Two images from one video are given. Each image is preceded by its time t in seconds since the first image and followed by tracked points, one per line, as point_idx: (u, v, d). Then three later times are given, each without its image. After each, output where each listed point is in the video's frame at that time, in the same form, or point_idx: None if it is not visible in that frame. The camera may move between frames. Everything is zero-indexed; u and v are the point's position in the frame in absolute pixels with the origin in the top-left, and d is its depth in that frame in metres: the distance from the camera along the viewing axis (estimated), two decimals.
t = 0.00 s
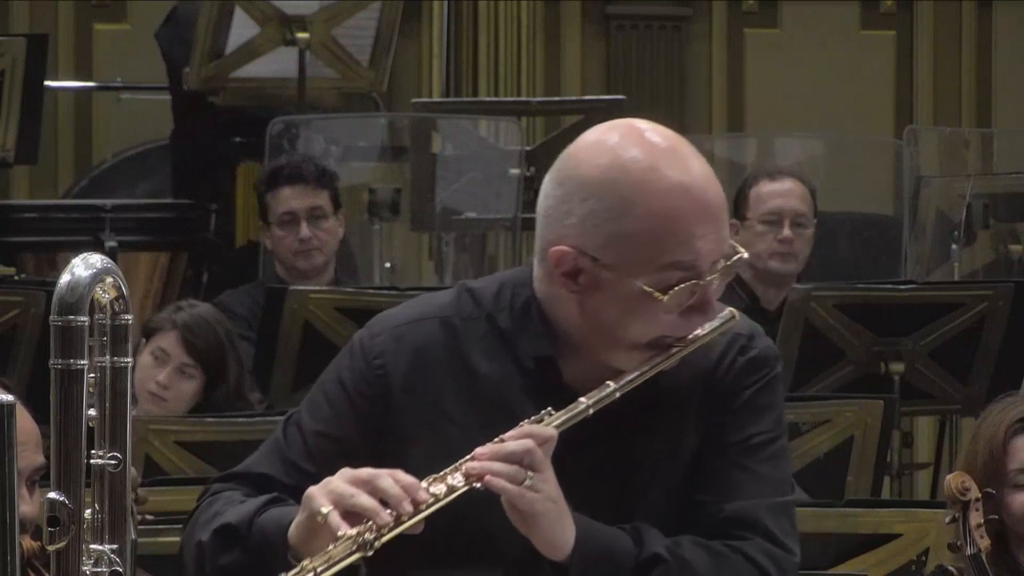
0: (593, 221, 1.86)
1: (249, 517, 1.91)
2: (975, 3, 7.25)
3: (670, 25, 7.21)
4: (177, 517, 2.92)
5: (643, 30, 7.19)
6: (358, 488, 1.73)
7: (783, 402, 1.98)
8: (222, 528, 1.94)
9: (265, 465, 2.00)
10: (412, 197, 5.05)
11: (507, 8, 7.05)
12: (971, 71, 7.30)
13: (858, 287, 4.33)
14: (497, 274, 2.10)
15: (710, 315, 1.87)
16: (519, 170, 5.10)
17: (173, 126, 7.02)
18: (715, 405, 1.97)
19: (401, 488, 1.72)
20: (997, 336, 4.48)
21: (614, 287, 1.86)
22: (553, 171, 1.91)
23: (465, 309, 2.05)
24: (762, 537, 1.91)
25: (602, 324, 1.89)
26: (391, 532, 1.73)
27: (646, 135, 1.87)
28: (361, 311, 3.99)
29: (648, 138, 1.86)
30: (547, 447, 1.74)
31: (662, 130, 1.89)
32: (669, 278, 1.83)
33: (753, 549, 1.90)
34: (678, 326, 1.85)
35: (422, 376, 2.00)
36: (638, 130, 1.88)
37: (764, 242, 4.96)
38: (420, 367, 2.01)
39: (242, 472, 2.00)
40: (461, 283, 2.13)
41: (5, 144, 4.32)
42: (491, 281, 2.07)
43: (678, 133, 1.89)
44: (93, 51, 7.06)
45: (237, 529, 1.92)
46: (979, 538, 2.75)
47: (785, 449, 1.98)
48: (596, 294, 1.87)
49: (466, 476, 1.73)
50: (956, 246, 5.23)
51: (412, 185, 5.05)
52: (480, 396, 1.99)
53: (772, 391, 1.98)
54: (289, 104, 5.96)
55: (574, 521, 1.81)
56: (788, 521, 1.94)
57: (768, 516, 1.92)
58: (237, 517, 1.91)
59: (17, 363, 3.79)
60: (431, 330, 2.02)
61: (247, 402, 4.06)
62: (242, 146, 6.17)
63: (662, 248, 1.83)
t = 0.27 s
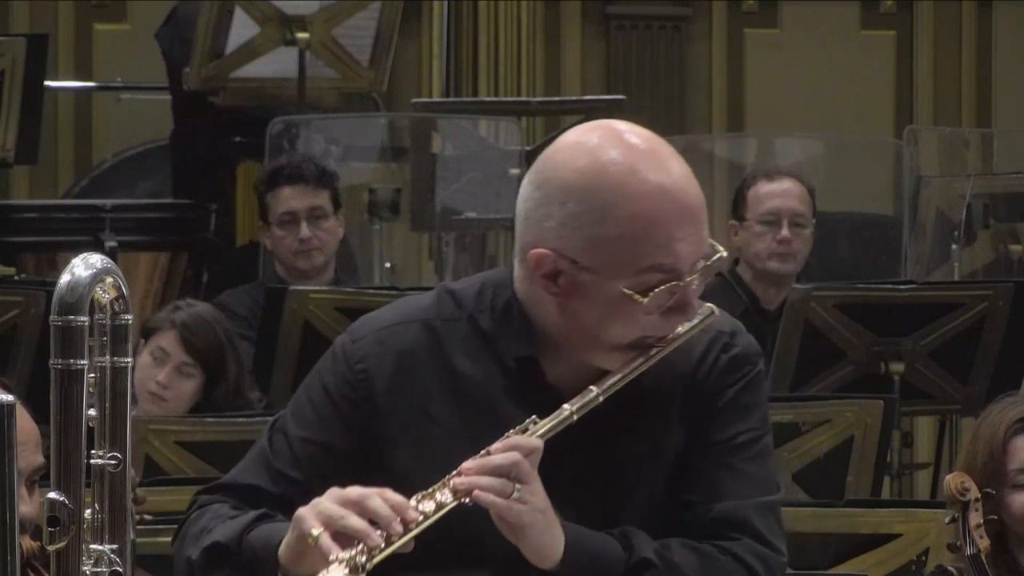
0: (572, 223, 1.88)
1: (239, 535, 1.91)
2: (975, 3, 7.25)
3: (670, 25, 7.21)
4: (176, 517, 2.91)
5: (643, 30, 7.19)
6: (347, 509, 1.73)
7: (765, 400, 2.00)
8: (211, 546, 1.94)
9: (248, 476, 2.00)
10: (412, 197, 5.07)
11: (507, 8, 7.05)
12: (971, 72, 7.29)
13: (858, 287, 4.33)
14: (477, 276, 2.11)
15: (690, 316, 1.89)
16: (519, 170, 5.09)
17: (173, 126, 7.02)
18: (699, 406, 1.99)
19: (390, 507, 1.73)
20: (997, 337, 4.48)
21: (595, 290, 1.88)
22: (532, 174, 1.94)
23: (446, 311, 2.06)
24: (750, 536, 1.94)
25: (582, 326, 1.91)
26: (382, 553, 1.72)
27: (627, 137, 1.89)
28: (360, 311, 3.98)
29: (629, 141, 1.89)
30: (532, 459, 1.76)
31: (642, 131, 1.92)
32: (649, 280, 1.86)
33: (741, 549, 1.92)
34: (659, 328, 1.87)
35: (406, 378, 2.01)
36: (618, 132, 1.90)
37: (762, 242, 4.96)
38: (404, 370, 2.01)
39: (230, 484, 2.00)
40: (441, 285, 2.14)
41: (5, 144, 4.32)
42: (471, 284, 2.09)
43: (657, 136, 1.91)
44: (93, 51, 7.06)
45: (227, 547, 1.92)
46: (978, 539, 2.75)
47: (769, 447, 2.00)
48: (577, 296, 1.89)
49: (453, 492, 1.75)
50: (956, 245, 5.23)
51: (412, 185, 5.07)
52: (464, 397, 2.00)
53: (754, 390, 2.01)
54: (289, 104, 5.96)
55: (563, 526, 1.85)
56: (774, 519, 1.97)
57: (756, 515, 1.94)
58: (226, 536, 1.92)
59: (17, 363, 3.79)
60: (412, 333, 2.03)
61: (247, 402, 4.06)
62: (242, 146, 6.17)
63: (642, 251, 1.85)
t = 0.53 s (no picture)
0: (548, 226, 1.88)
1: (231, 561, 1.90)
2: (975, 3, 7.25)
3: (670, 25, 7.20)
4: (176, 517, 2.91)
5: (643, 30, 7.18)
6: (338, 538, 1.71)
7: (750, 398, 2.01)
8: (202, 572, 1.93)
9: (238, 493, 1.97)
10: (412, 197, 5.06)
11: (507, 8, 7.05)
12: (971, 72, 7.30)
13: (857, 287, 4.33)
14: (455, 278, 2.11)
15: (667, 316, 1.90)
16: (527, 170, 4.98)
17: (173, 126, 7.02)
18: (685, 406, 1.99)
19: (381, 535, 1.72)
20: (997, 337, 4.48)
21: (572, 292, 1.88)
22: (508, 175, 1.94)
23: (427, 313, 2.05)
24: (742, 535, 1.94)
25: (560, 328, 1.92)
26: None
27: (603, 139, 1.89)
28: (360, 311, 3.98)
29: (605, 143, 1.89)
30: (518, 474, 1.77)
31: (618, 132, 1.92)
32: (624, 283, 1.86)
33: (733, 549, 1.93)
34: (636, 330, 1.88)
35: (390, 383, 2.00)
36: (595, 134, 1.90)
37: (761, 243, 4.96)
38: (387, 374, 2.00)
39: (222, 500, 1.97)
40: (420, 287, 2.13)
41: (5, 144, 4.33)
42: (451, 286, 2.08)
43: (633, 137, 1.91)
44: (94, 51, 7.06)
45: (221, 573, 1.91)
46: (978, 538, 2.75)
47: (757, 444, 2.01)
48: (554, 298, 1.90)
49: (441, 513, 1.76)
50: (956, 245, 5.22)
51: (412, 184, 5.07)
52: (449, 400, 1.99)
53: (740, 387, 2.01)
54: (288, 104, 5.96)
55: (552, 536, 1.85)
56: (765, 517, 1.97)
57: (747, 514, 1.95)
58: (219, 562, 1.91)
59: (17, 363, 3.79)
60: (393, 336, 2.02)
61: (247, 401, 4.06)
62: (242, 146, 6.20)
63: (618, 253, 1.86)
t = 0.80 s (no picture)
0: (527, 225, 1.89)
1: None
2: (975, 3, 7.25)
3: (670, 25, 7.20)
4: (176, 517, 2.91)
5: (643, 30, 7.18)
6: (336, 568, 1.75)
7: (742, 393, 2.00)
8: None
9: (236, 506, 1.97)
10: (412, 197, 5.06)
11: (507, 8, 7.05)
12: (971, 72, 7.30)
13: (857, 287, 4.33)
14: (442, 279, 2.11)
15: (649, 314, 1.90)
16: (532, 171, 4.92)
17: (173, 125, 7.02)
18: (677, 405, 1.99)
19: (379, 563, 1.75)
20: (997, 337, 4.48)
21: (552, 290, 1.89)
22: (490, 173, 1.94)
23: (414, 315, 2.05)
24: (739, 533, 1.94)
25: (543, 326, 1.92)
26: None
27: (585, 138, 1.90)
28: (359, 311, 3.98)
29: (587, 141, 1.89)
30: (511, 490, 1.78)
31: (599, 130, 1.92)
32: (604, 280, 1.86)
33: (730, 548, 1.93)
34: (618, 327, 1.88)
35: (380, 387, 2.00)
36: (576, 132, 1.90)
37: (761, 244, 4.96)
38: (376, 378, 2.00)
39: (219, 515, 1.97)
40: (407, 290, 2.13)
41: (5, 144, 4.33)
42: (438, 287, 2.08)
43: (615, 135, 1.92)
44: (94, 51, 7.06)
45: None
46: (979, 538, 2.75)
47: (751, 439, 2.00)
48: (536, 296, 1.91)
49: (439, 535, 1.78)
50: (956, 245, 5.22)
51: (412, 185, 5.07)
52: (439, 401, 1.99)
53: (731, 383, 2.01)
54: (288, 104, 5.95)
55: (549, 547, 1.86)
56: (761, 513, 1.97)
57: (743, 512, 1.95)
58: None
59: (17, 363, 3.79)
60: (381, 339, 2.02)
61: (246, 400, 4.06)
62: (242, 145, 6.25)
63: (597, 251, 1.86)
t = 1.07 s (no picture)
0: (514, 218, 1.90)
1: None
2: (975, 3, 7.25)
3: (670, 26, 7.20)
4: (176, 516, 2.91)
5: (643, 30, 7.18)
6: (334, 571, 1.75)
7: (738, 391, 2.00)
8: None
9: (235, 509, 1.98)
10: (412, 197, 5.06)
11: (507, 8, 7.06)
12: (971, 72, 7.30)
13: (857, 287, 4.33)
14: (437, 279, 2.11)
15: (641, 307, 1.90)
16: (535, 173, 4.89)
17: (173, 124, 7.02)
18: (673, 405, 1.99)
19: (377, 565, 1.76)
20: (997, 337, 4.48)
21: (540, 283, 1.90)
22: (479, 167, 1.96)
23: (409, 315, 2.05)
24: (736, 532, 1.94)
25: (533, 321, 1.93)
26: None
27: (573, 131, 1.91)
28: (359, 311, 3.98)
29: (574, 134, 1.90)
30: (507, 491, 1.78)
31: (588, 123, 1.93)
32: (591, 271, 1.87)
33: (728, 546, 1.92)
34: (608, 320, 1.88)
35: (375, 386, 2.00)
36: (565, 126, 1.92)
37: (761, 245, 4.96)
38: (371, 378, 2.01)
39: (217, 519, 1.98)
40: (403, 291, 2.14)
41: (5, 144, 4.33)
42: (433, 287, 2.09)
43: (603, 129, 1.93)
44: (94, 51, 7.06)
45: None
46: (979, 538, 2.75)
47: (748, 437, 2.00)
48: (524, 290, 1.92)
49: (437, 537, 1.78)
50: (956, 245, 5.22)
51: (412, 185, 5.07)
52: (433, 399, 1.99)
53: (727, 380, 2.01)
54: (288, 103, 5.95)
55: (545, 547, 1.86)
56: (759, 510, 1.97)
57: (740, 509, 1.94)
58: None
59: (16, 363, 3.78)
60: (375, 339, 2.03)
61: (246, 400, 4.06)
62: (242, 146, 6.24)
63: (583, 243, 1.87)
